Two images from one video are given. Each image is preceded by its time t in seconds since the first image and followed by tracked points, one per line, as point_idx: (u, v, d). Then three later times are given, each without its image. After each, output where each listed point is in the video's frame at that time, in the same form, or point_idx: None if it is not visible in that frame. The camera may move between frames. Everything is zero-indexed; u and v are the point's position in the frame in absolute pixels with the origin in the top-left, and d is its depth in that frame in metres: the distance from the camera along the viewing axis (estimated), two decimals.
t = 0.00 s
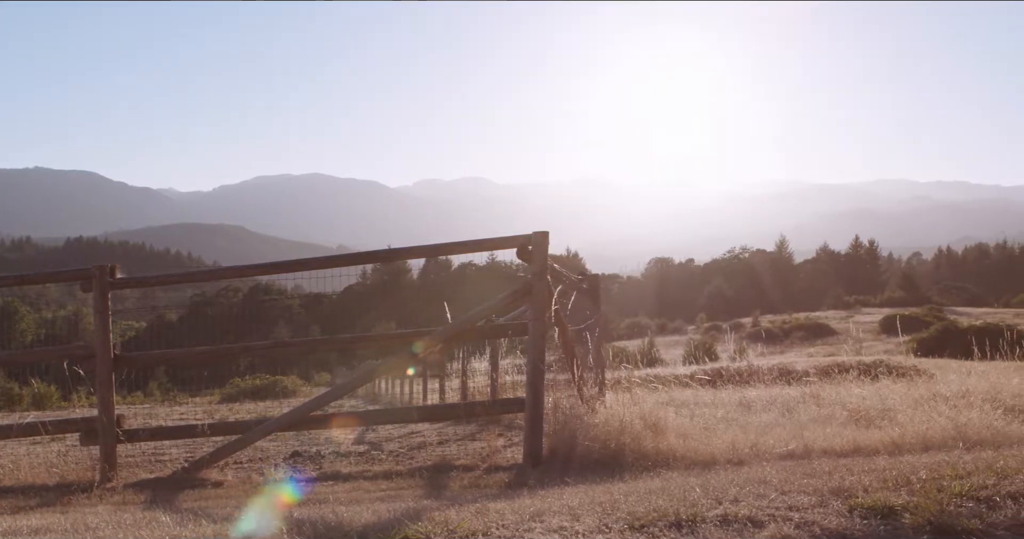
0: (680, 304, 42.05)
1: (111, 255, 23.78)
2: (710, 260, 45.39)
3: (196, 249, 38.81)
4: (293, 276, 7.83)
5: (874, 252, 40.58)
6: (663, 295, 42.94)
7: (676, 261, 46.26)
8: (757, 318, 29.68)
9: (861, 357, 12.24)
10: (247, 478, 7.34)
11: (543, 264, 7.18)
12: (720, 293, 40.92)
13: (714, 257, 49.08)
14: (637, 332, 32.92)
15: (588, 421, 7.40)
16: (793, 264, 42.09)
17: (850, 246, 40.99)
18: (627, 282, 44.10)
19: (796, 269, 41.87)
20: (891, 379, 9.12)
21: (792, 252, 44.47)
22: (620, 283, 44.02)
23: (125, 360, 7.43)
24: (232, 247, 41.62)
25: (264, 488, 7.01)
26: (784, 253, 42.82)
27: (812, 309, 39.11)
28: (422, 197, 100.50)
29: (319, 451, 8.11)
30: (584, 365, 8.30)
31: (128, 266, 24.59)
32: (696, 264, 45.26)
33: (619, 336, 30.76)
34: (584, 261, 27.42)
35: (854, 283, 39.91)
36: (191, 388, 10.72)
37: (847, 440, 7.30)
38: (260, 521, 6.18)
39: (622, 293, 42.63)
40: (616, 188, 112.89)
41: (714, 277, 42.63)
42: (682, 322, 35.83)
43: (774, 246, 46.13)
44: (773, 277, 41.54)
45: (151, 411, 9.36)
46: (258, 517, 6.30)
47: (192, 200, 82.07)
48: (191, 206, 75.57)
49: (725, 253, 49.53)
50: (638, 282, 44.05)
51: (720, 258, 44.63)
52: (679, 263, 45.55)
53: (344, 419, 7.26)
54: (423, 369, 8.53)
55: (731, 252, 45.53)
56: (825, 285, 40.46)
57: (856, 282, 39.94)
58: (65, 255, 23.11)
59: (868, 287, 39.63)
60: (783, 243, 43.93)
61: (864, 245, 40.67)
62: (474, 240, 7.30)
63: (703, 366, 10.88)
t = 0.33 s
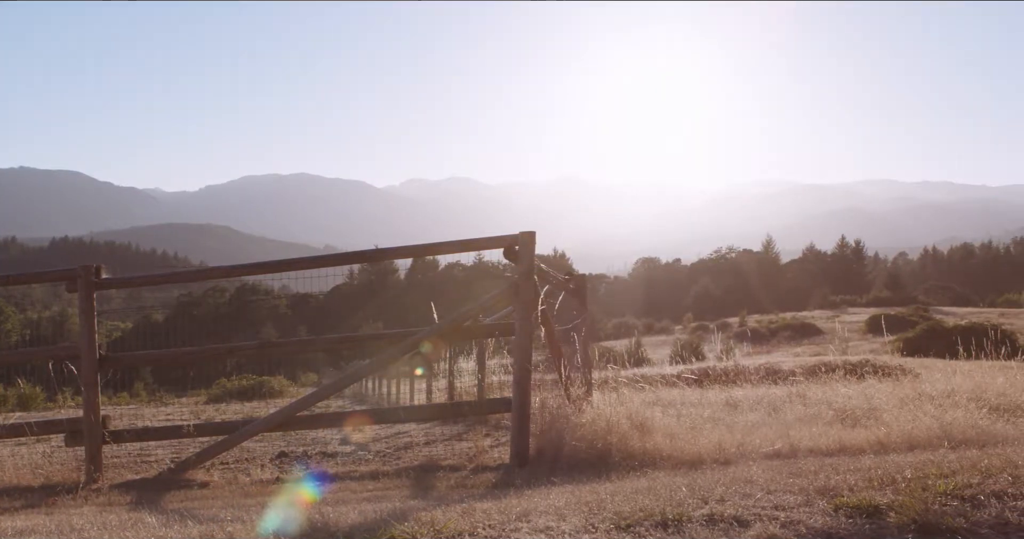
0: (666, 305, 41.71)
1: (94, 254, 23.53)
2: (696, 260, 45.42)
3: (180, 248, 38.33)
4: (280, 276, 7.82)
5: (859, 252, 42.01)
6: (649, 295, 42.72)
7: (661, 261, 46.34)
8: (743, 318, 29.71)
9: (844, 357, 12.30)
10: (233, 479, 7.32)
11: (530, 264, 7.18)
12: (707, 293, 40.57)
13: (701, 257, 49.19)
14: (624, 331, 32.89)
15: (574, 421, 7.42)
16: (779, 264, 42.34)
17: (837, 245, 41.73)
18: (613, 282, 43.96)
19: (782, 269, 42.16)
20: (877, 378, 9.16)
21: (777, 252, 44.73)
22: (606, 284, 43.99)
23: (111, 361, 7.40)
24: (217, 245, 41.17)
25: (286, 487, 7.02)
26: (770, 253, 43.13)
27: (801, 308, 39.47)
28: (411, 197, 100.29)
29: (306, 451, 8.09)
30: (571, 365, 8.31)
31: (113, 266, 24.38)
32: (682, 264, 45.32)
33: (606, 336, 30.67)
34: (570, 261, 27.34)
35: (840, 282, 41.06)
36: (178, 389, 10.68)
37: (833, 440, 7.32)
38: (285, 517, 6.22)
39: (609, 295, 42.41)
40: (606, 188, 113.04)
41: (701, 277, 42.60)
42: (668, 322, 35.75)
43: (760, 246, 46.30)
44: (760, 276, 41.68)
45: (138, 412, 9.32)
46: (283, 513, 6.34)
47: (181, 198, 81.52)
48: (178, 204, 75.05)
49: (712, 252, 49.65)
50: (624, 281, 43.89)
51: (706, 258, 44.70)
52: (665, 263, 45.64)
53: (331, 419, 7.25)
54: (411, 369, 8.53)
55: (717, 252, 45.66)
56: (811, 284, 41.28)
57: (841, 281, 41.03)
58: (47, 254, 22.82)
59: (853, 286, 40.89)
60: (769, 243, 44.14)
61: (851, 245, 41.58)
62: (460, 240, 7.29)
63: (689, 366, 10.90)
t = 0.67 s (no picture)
0: (652, 305, 41.53)
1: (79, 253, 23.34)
2: (682, 260, 45.47)
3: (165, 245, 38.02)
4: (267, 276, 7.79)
5: (844, 252, 42.51)
6: (635, 295, 42.65)
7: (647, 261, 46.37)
8: (729, 318, 29.74)
9: (827, 357, 12.34)
10: (219, 480, 7.30)
11: (516, 264, 7.19)
12: (693, 293, 40.38)
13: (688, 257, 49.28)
14: (610, 331, 32.88)
15: (561, 421, 7.42)
16: (765, 264, 42.48)
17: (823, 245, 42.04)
18: (599, 282, 43.87)
19: (768, 270, 42.31)
20: (862, 378, 9.21)
21: (762, 253, 44.89)
22: (593, 284, 43.87)
23: (95, 362, 7.36)
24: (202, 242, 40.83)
25: (308, 487, 6.98)
26: (755, 254, 43.25)
27: (787, 307, 39.63)
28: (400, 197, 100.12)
29: (291, 452, 8.08)
30: (557, 365, 8.32)
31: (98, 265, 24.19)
32: (668, 264, 45.36)
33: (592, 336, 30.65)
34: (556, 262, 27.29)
35: (826, 282, 41.37)
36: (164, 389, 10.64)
37: (818, 439, 7.35)
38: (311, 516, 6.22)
39: (595, 295, 42.23)
40: (595, 189, 113.28)
41: (687, 277, 42.59)
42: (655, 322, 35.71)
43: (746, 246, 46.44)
44: (746, 277, 41.76)
45: (123, 413, 9.27)
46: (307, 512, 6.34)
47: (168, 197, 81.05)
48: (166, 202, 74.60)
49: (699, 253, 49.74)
50: (610, 281, 43.81)
51: (692, 259, 44.74)
52: (650, 264, 45.68)
53: (317, 420, 7.23)
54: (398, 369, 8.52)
55: (703, 252, 45.72)
56: (797, 284, 41.50)
57: (827, 281, 41.32)
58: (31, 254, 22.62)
59: (838, 285, 41.26)
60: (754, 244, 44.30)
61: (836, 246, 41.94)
62: (447, 240, 7.28)
63: (674, 366, 10.92)
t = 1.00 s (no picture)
0: (639, 305, 41.54)
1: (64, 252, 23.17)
2: (668, 260, 45.54)
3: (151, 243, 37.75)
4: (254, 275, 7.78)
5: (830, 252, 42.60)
6: (622, 294, 42.65)
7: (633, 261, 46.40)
8: (715, 318, 29.78)
9: (810, 355, 12.38)
10: (205, 480, 7.29)
11: (502, 265, 7.19)
12: (680, 293, 40.41)
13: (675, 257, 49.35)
14: (597, 331, 32.91)
15: (548, 421, 7.44)
16: (750, 264, 42.54)
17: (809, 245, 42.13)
18: (586, 282, 43.84)
19: (753, 270, 42.37)
20: (848, 377, 9.25)
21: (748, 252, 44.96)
22: (580, 284, 43.85)
23: (80, 362, 7.33)
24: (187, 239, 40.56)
25: (328, 486, 6.94)
26: (742, 254, 43.29)
27: (773, 307, 39.72)
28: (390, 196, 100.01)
29: (277, 452, 8.07)
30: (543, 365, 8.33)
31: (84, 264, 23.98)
32: (655, 264, 45.40)
33: (579, 336, 30.65)
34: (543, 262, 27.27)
35: (813, 282, 41.47)
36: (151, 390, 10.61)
37: (804, 438, 7.37)
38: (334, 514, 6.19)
39: (582, 295, 42.20)
40: (584, 189, 113.35)
41: (673, 277, 42.60)
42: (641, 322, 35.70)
43: (732, 246, 46.51)
44: (732, 277, 41.80)
45: (109, 414, 9.23)
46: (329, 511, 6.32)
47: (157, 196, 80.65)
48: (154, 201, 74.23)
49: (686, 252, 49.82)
50: (597, 281, 43.77)
51: (678, 258, 44.77)
52: (636, 264, 45.71)
53: (302, 419, 7.22)
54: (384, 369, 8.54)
55: (690, 252, 45.74)
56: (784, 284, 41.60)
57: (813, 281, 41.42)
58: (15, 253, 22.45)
59: (824, 284, 41.36)
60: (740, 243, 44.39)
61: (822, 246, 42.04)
62: (432, 240, 7.27)
63: (660, 365, 10.94)
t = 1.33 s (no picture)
0: (626, 305, 41.60)
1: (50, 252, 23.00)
2: (656, 260, 45.64)
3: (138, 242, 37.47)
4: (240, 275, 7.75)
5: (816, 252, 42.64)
6: (609, 294, 42.69)
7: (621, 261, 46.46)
8: (702, 318, 29.83)
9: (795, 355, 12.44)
10: (190, 481, 7.27)
11: (488, 264, 7.19)
12: (667, 293, 40.47)
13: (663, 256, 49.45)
14: (584, 331, 32.91)
15: (535, 421, 7.44)
16: (737, 264, 42.63)
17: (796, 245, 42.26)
18: (573, 282, 43.86)
19: (740, 270, 42.48)
20: (833, 376, 9.29)
21: (735, 252, 45.08)
22: (567, 284, 43.84)
23: (65, 363, 7.29)
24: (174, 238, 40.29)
25: (347, 485, 6.89)
26: (728, 254, 43.40)
27: (760, 307, 39.80)
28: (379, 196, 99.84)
29: (264, 453, 8.05)
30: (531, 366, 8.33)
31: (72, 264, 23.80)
32: (642, 264, 45.48)
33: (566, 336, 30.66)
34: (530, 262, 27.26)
35: (799, 281, 41.54)
36: (137, 390, 10.57)
37: (790, 438, 7.39)
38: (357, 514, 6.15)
39: (570, 295, 42.17)
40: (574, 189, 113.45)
41: (660, 277, 42.66)
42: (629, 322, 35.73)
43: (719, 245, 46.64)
44: (718, 277, 41.87)
45: (95, 415, 9.19)
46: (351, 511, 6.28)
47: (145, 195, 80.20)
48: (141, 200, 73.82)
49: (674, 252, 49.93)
50: (585, 281, 43.80)
51: (665, 258, 44.85)
52: (624, 264, 45.79)
53: (288, 419, 7.20)
54: (371, 370, 8.53)
55: (677, 252, 45.82)
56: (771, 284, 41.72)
57: (800, 280, 41.53)
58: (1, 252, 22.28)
59: (811, 284, 41.44)
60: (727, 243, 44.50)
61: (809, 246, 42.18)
62: (419, 240, 7.26)
63: (646, 365, 10.96)
